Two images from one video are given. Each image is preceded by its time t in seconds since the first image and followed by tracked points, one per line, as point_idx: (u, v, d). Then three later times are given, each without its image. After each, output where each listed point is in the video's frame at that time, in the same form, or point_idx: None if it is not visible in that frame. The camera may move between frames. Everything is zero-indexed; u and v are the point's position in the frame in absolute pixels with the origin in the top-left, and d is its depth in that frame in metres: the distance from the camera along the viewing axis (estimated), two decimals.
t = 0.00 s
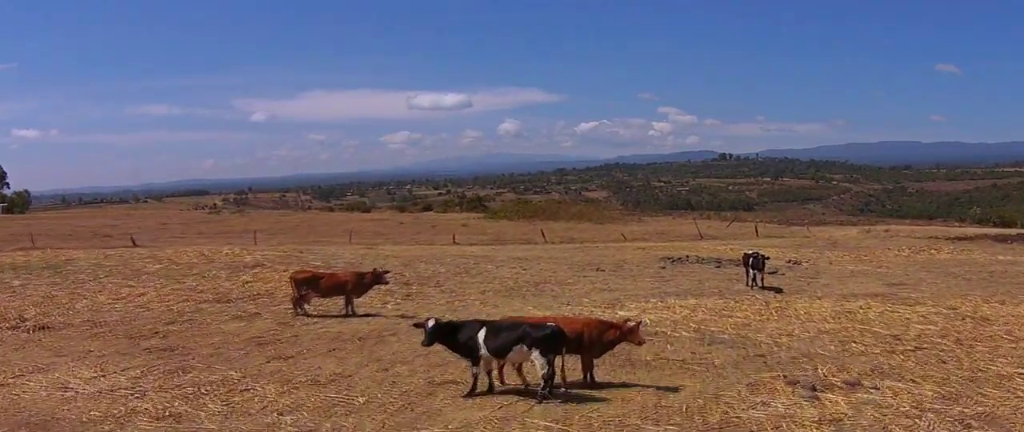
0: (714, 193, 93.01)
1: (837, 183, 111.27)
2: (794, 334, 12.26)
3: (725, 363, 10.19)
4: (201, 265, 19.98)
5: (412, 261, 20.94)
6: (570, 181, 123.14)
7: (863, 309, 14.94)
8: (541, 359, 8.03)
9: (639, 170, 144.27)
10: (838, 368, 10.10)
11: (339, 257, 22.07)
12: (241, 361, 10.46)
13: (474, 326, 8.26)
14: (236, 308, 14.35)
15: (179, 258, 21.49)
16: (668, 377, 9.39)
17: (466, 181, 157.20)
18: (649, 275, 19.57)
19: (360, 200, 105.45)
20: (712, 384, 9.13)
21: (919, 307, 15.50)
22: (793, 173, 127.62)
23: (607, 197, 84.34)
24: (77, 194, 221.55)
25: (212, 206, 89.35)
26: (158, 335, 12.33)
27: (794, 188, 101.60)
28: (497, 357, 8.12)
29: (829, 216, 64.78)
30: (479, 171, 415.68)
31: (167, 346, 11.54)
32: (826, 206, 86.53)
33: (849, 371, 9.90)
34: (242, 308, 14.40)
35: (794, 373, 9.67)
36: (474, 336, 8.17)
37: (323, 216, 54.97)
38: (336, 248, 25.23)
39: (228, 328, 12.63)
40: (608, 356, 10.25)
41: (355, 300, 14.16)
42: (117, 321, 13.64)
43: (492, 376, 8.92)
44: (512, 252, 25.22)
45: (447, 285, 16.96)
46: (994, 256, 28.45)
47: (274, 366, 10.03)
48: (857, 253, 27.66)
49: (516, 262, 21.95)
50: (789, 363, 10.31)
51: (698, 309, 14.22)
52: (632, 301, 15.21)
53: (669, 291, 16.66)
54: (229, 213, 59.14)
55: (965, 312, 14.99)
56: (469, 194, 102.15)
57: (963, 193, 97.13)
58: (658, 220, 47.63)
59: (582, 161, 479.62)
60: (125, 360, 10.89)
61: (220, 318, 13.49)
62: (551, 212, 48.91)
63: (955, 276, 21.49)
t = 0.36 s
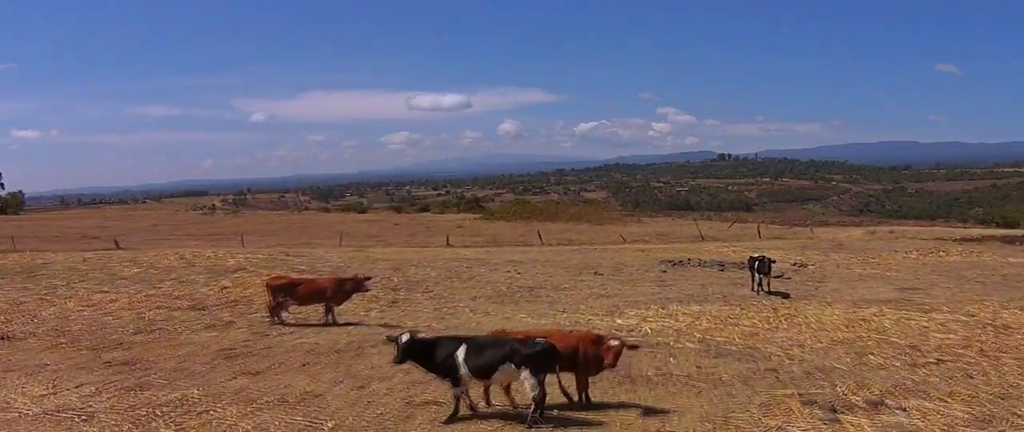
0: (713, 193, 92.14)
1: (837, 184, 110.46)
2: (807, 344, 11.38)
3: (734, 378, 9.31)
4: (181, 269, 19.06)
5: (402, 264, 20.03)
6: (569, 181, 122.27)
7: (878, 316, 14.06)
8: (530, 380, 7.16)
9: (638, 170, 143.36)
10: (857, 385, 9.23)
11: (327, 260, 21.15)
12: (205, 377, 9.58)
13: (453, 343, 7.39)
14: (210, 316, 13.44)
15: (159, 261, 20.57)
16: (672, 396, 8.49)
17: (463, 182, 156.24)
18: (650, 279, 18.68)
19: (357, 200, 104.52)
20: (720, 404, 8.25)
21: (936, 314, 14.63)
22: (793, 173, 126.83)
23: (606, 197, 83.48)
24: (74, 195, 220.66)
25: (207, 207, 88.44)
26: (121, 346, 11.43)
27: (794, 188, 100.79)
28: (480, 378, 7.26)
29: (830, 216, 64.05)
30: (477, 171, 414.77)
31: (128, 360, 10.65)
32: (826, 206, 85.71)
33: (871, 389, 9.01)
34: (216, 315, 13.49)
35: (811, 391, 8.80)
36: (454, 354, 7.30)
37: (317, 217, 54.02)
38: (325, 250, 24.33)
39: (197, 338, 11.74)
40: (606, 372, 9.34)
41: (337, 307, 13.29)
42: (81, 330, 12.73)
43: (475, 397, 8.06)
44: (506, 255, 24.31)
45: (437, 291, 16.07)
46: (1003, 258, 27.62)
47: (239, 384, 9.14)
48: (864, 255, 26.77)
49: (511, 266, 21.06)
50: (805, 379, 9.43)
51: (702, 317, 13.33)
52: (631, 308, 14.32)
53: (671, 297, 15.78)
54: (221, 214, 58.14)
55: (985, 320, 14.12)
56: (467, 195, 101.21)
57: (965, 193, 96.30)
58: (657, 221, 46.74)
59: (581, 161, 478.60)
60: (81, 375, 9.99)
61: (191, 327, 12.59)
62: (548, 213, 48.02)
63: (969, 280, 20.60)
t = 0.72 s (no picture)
0: (713, 193, 91.22)
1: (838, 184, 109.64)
2: (822, 357, 10.55)
3: (745, 397, 8.49)
4: (160, 272, 18.22)
5: (392, 268, 19.17)
6: (568, 181, 121.46)
7: (894, 324, 13.24)
8: (518, 405, 6.33)
9: (638, 170, 142.48)
10: (882, 404, 8.37)
11: (314, 263, 20.29)
12: (164, 395, 8.73)
13: (430, 363, 6.55)
14: (183, 324, 12.60)
15: (138, 264, 19.69)
16: (678, 419, 7.66)
17: (461, 181, 155.33)
18: (651, 283, 17.80)
19: (353, 200, 103.63)
20: (731, 428, 7.41)
21: (956, 322, 13.80)
22: (794, 173, 125.96)
23: (605, 197, 82.64)
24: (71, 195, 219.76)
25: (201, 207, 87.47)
26: (82, 358, 10.59)
27: (795, 188, 99.96)
28: (462, 403, 6.42)
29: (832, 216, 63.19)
30: (476, 171, 413.89)
31: (86, 374, 9.81)
32: (827, 206, 84.87)
33: (897, 409, 8.19)
34: (189, 323, 12.65)
35: (832, 413, 7.97)
36: (431, 376, 6.46)
37: (312, 216, 53.13)
38: (313, 253, 23.44)
39: (164, 349, 10.88)
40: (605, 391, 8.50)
41: (317, 315, 12.46)
42: (44, 340, 11.89)
43: (458, 421, 7.23)
44: (502, 257, 23.46)
45: (427, 296, 15.23)
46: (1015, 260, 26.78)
47: (201, 404, 8.31)
48: (872, 257, 25.88)
49: (507, 269, 20.19)
50: (824, 397, 8.60)
51: (709, 325, 12.47)
52: (632, 315, 13.48)
53: (675, 303, 14.95)
54: (214, 214, 57.20)
55: (1009, 328, 13.30)
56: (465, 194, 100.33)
57: (968, 192, 95.39)
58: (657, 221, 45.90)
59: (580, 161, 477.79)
60: (32, 391, 9.16)
61: (161, 336, 11.75)
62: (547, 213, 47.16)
63: (985, 283, 19.70)
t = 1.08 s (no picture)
0: (715, 193, 90.32)
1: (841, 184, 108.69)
2: (843, 372, 9.71)
3: (763, 420, 7.66)
4: (140, 277, 17.37)
5: (382, 271, 18.32)
6: (569, 181, 120.53)
7: (916, 334, 12.39)
8: None
9: (639, 170, 141.51)
10: (914, 428, 7.53)
11: (303, 266, 19.43)
12: (119, 417, 7.89)
13: (406, 387, 5.69)
14: (154, 334, 11.76)
15: (119, 268, 18.85)
16: None
17: (461, 181, 154.41)
18: (655, 288, 16.93)
19: (352, 201, 102.76)
20: None
21: (980, 331, 12.95)
22: (796, 172, 125.00)
23: (605, 197, 81.73)
24: (72, 196, 219.10)
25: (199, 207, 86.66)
26: (39, 373, 9.75)
27: (797, 188, 99.03)
28: None
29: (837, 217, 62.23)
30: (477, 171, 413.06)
31: (39, 391, 8.97)
32: (830, 206, 83.92)
33: None
34: (160, 333, 11.80)
35: None
36: (407, 402, 5.59)
37: (308, 216, 52.20)
38: (303, 255, 22.59)
39: (129, 363, 10.04)
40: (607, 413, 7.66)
41: (297, 324, 11.63)
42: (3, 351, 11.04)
43: None
44: (500, 260, 22.60)
45: (417, 302, 14.37)
46: None
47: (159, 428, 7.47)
48: (883, 259, 24.97)
49: (504, 273, 19.31)
50: (850, 420, 7.77)
51: (718, 335, 11.60)
52: (635, 323, 12.63)
53: (680, 310, 14.09)
54: (209, 214, 56.32)
55: None
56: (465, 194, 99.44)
57: (971, 192, 94.38)
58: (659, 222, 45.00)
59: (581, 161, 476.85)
60: None
61: (129, 348, 10.91)
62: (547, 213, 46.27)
63: (1004, 288, 18.80)
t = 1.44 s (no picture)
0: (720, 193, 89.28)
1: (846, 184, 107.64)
2: (868, 392, 8.90)
3: None
4: (121, 282, 16.58)
5: (374, 276, 17.48)
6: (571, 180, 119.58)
7: (941, 346, 11.57)
8: None
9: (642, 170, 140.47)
10: None
11: (293, 271, 18.60)
12: None
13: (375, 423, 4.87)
14: (125, 346, 10.97)
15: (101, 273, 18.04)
16: None
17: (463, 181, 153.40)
18: (662, 295, 16.09)
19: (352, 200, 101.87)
20: None
21: (1009, 342, 12.10)
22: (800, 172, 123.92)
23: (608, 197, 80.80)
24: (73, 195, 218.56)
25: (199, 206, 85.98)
26: None
27: (802, 187, 98.00)
28: None
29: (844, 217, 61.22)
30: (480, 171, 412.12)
31: None
32: (836, 207, 82.88)
33: None
34: (131, 345, 11.00)
35: None
36: None
37: (306, 216, 51.28)
38: (295, 258, 21.75)
39: (92, 380, 9.26)
40: None
41: (277, 336, 10.84)
42: None
43: None
44: (498, 263, 21.74)
45: (409, 310, 13.54)
46: None
47: None
48: (896, 263, 24.07)
49: (502, 277, 18.47)
50: None
51: (729, 348, 10.78)
52: (640, 334, 11.80)
53: (688, 318, 13.26)
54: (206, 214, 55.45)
55: None
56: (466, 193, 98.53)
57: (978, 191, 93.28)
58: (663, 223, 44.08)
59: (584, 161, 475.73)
60: None
61: (94, 363, 10.12)
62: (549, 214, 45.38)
63: None
